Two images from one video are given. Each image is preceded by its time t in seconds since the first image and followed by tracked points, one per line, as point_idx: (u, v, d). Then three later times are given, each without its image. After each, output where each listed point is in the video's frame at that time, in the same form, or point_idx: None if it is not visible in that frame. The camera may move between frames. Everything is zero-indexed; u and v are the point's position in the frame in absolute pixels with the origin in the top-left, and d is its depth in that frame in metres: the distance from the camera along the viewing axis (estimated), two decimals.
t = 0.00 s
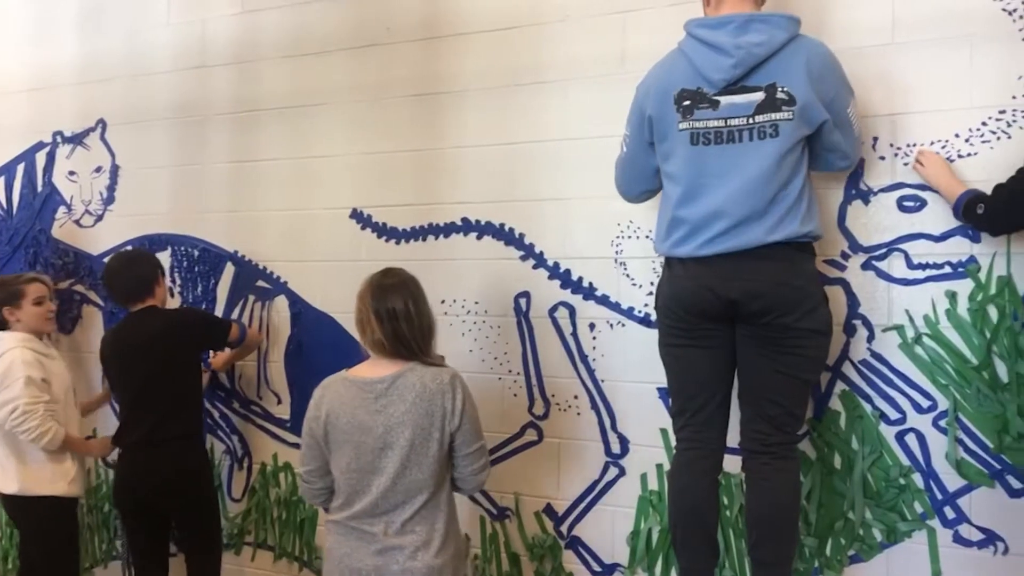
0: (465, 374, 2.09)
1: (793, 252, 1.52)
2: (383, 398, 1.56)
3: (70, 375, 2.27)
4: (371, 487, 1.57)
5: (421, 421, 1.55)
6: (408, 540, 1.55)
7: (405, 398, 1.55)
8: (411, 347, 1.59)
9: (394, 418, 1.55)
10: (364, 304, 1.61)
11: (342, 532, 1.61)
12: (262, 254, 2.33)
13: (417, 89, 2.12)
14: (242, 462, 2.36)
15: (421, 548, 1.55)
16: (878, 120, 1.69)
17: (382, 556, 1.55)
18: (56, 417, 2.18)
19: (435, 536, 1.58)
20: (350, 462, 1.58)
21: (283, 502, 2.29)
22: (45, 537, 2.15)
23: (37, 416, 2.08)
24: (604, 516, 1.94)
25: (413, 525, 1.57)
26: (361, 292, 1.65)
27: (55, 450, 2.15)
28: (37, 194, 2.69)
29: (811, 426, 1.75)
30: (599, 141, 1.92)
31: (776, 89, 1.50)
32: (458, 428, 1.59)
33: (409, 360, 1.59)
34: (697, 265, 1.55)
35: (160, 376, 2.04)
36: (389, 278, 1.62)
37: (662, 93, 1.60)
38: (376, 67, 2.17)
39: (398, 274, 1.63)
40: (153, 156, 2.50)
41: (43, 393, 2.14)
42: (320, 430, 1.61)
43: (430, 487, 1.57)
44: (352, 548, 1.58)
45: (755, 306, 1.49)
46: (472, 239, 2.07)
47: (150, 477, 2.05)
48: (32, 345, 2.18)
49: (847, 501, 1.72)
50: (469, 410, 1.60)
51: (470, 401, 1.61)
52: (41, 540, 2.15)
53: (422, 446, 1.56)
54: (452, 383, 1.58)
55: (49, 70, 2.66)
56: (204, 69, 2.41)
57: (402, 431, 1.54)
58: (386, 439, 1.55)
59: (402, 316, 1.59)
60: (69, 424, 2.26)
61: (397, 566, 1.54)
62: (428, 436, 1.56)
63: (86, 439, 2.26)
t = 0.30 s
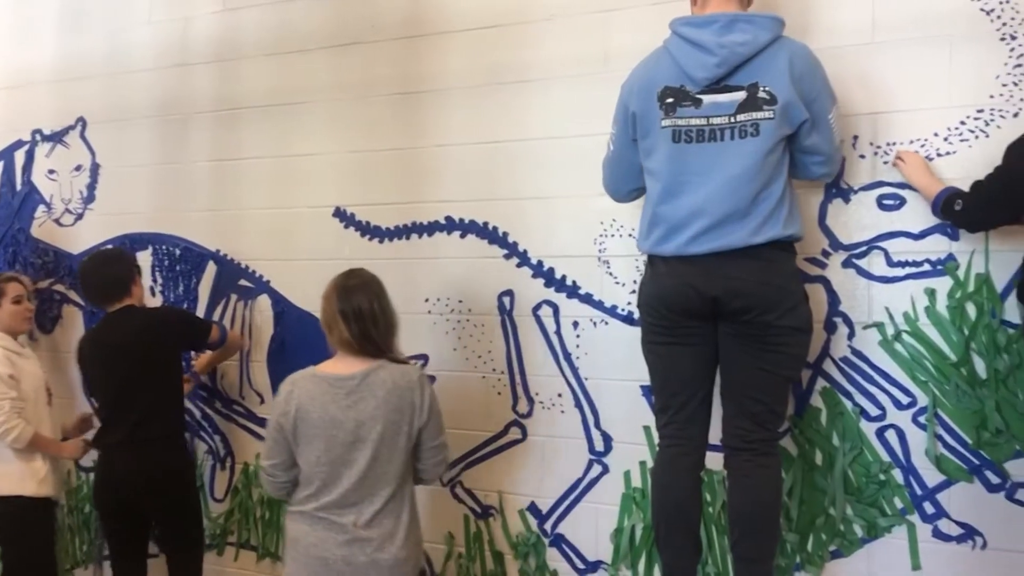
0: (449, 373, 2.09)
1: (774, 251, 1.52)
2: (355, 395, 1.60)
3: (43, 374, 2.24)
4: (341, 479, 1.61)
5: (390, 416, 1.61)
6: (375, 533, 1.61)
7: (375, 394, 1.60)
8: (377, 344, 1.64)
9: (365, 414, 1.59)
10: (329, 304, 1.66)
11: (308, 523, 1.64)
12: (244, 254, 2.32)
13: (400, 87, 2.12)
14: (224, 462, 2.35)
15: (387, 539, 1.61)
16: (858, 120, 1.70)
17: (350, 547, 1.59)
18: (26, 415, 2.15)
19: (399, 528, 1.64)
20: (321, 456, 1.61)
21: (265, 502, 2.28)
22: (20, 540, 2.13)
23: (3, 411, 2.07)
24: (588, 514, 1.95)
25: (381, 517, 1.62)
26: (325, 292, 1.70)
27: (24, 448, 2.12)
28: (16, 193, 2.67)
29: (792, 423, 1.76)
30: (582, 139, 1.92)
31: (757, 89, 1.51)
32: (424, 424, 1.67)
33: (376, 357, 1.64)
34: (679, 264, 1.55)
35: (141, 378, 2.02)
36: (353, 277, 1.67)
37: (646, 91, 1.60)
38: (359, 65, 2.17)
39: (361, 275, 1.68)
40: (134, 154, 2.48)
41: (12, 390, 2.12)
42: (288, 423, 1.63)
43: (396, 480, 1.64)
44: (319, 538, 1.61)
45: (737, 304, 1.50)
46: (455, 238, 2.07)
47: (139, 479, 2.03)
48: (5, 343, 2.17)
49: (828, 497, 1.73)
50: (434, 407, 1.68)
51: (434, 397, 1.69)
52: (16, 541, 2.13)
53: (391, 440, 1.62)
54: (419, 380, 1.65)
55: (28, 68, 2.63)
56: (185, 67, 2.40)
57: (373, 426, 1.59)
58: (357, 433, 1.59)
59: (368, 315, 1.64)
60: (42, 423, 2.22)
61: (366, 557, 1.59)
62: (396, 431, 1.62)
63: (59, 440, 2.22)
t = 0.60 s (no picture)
0: (429, 368, 2.09)
1: (753, 246, 1.53)
2: (324, 384, 1.64)
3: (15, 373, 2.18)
4: (312, 468, 1.65)
5: (359, 405, 1.66)
6: (347, 522, 1.65)
7: (344, 384, 1.65)
8: (345, 338, 1.69)
9: (334, 403, 1.64)
10: (298, 300, 1.70)
11: (279, 513, 1.66)
12: (222, 249, 2.30)
13: (379, 82, 2.11)
14: (203, 459, 2.34)
15: (359, 526, 1.66)
16: (836, 115, 1.72)
17: (324, 534, 1.63)
18: None
19: (371, 515, 1.69)
20: (290, 444, 1.65)
21: (245, 499, 2.27)
22: None
23: None
24: (568, 508, 1.95)
25: (352, 505, 1.67)
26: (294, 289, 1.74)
27: None
28: None
29: (770, 416, 1.78)
30: (562, 134, 1.93)
31: (737, 84, 1.52)
32: (391, 414, 1.72)
33: (345, 350, 1.69)
34: (659, 259, 1.56)
35: (117, 376, 2.00)
36: (322, 274, 1.71)
37: (627, 85, 1.61)
38: (337, 59, 2.15)
39: (329, 271, 1.73)
40: (110, 148, 2.45)
41: None
42: (259, 415, 1.67)
43: (364, 469, 1.69)
44: (291, 527, 1.64)
45: (716, 299, 1.51)
46: (435, 233, 2.06)
47: (121, 479, 2.02)
48: None
49: (806, 490, 1.75)
50: (401, 398, 1.74)
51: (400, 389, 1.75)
52: None
53: (360, 428, 1.67)
54: (386, 372, 1.71)
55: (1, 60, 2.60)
56: (162, 61, 2.37)
57: (341, 415, 1.64)
58: (326, 422, 1.64)
59: (336, 310, 1.69)
60: (11, 424, 2.16)
61: (340, 544, 1.63)
62: (364, 420, 1.67)
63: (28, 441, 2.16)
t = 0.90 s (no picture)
0: (407, 362, 2.08)
1: (729, 240, 1.54)
2: (307, 379, 1.67)
3: None
4: (296, 459, 1.67)
5: (341, 398, 1.68)
6: (332, 504, 1.68)
7: (326, 378, 1.68)
8: (326, 334, 1.71)
9: (317, 397, 1.66)
10: (279, 299, 1.72)
11: (266, 501, 1.70)
12: (197, 242, 2.28)
13: (356, 74, 2.09)
14: (178, 454, 2.32)
15: (343, 509, 1.69)
16: (810, 110, 1.73)
17: (309, 519, 1.66)
18: None
19: (354, 499, 1.72)
20: (274, 436, 1.68)
21: (221, 494, 2.25)
22: None
23: None
24: (545, 501, 1.96)
25: (336, 490, 1.70)
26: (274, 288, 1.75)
27: None
28: None
29: (746, 409, 1.79)
30: (540, 128, 1.92)
31: (711, 79, 1.53)
32: (373, 405, 1.75)
33: (327, 345, 1.71)
34: (635, 253, 1.56)
35: (91, 370, 1.98)
36: (302, 272, 1.73)
37: (602, 79, 1.61)
38: (314, 50, 2.13)
39: (309, 268, 1.75)
40: (82, 139, 2.42)
41: None
42: (244, 408, 1.71)
43: (348, 457, 1.72)
44: (276, 513, 1.68)
45: (692, 292, 1.52)
46: (413, 227, 2.06)
47: (93, 474, 2.00)
48: None
49: (781, 482, 1.76)
50: (382, 389, 1.76)
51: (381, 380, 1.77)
52: None
53: (343, 420, 1.69)
54: (367, 365, 1.73)
55: None
56: (135, 51, 2.34)
57: (324, 408, 1.66)
58: (309, 415, 1.66)
59: (316, 307, 1.70)
60: None
61: (325, 528, 1.66)
62: (346, 412, 1.69)
63: None
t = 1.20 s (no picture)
0: (384, 355, 2.08)
1: (705, 234, 1.55)
2: (288, 369, 1.70)
3: None
4: (279, 444, 1.72)
5: (322, 387, 1.71)
6: (313, 486, 1.72)
7: (307, 367, 1.71)
8: (304, 324, 1.73)
9: (298, 386, 1.70)
10: (257, 292, 1.74)
11: (250, 484, 1.74)
12: (171, 235, 2.26)
13: (333, 65, 2.08)
14: (152, 448, 2.30)
15: (322, 491, 1.73)
16: (786, 105, 1.74)
17: (289, 500, 1.70)
18: None
19: (334, 482, 1.75)
20: (257, 423, 1.73)
21: (196, 489, 2.24)
22: None
23: None
24: (523, 494, 1.96)
25: (316, 472, 1.73)
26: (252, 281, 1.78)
27: None
28: None
29: (721, 402, 1.80)
30: (518, 121, 1.92)
31: (686, 72, 1.53)
32: (354, 389, 1.78)
33: (308, 335, 1.74)
34: (611, 246, 1.56)
35: (65, 363, 1.95)
36: (277, 263, 1.75)
37: (578, 71, 1.61)
38: (290, 41, 2.11)
39: (285, 258, 1.77)
40: (54, 130, 2.38)
41: None
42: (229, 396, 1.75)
43: (329, 441, 1.75)
44: (258, 496, 1.72)
45: (668, 286, 1.53)
46: (391, 220, 2.05)
47: (66, 469, 1.97)
48: None
49: (756, 474, 1.78)
50: (363, 374, 1.79)
51: (363, 366, 1.79)
52: None
53: (324, 407, 1.72)
54: (347, 353, 1.75)
55: None
56: (108, 40, 2.31)
57: (305, 396, 1.70)
58: (291, 404, 1.70)
59: (292, 298, 1.72)
60: None
61: (304, 509, 1.70)
62: (327, 400, 1.73)
63: None
